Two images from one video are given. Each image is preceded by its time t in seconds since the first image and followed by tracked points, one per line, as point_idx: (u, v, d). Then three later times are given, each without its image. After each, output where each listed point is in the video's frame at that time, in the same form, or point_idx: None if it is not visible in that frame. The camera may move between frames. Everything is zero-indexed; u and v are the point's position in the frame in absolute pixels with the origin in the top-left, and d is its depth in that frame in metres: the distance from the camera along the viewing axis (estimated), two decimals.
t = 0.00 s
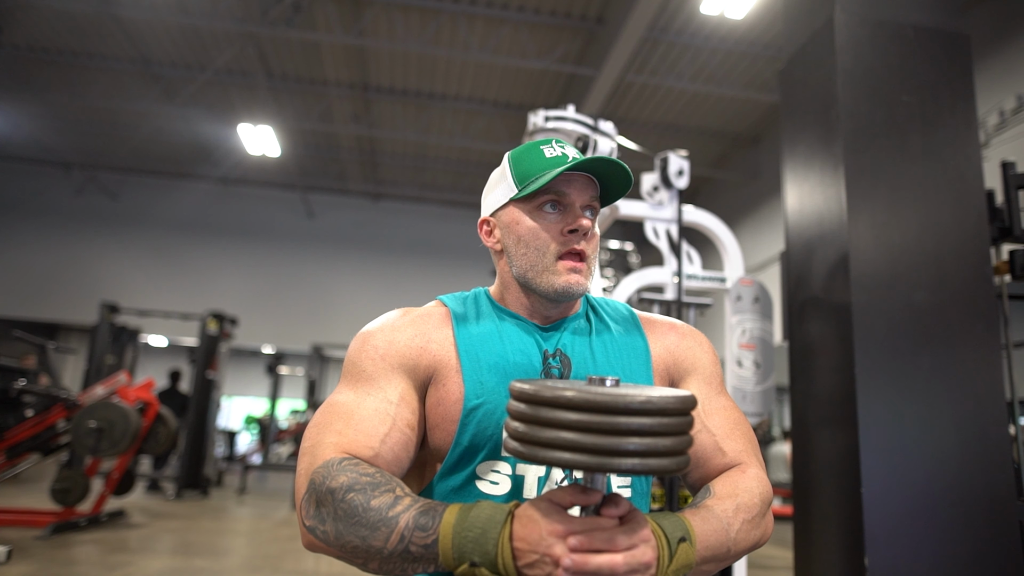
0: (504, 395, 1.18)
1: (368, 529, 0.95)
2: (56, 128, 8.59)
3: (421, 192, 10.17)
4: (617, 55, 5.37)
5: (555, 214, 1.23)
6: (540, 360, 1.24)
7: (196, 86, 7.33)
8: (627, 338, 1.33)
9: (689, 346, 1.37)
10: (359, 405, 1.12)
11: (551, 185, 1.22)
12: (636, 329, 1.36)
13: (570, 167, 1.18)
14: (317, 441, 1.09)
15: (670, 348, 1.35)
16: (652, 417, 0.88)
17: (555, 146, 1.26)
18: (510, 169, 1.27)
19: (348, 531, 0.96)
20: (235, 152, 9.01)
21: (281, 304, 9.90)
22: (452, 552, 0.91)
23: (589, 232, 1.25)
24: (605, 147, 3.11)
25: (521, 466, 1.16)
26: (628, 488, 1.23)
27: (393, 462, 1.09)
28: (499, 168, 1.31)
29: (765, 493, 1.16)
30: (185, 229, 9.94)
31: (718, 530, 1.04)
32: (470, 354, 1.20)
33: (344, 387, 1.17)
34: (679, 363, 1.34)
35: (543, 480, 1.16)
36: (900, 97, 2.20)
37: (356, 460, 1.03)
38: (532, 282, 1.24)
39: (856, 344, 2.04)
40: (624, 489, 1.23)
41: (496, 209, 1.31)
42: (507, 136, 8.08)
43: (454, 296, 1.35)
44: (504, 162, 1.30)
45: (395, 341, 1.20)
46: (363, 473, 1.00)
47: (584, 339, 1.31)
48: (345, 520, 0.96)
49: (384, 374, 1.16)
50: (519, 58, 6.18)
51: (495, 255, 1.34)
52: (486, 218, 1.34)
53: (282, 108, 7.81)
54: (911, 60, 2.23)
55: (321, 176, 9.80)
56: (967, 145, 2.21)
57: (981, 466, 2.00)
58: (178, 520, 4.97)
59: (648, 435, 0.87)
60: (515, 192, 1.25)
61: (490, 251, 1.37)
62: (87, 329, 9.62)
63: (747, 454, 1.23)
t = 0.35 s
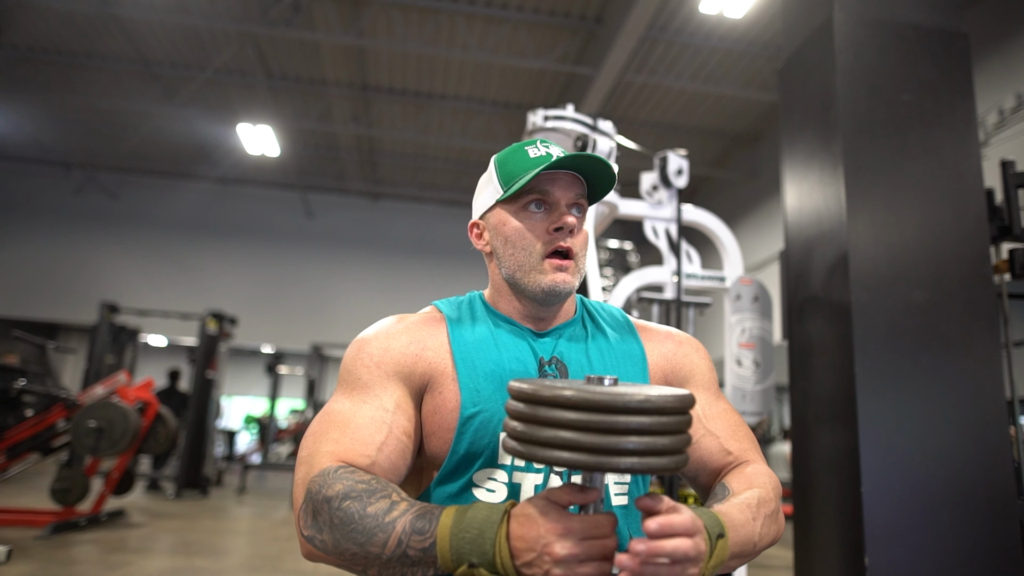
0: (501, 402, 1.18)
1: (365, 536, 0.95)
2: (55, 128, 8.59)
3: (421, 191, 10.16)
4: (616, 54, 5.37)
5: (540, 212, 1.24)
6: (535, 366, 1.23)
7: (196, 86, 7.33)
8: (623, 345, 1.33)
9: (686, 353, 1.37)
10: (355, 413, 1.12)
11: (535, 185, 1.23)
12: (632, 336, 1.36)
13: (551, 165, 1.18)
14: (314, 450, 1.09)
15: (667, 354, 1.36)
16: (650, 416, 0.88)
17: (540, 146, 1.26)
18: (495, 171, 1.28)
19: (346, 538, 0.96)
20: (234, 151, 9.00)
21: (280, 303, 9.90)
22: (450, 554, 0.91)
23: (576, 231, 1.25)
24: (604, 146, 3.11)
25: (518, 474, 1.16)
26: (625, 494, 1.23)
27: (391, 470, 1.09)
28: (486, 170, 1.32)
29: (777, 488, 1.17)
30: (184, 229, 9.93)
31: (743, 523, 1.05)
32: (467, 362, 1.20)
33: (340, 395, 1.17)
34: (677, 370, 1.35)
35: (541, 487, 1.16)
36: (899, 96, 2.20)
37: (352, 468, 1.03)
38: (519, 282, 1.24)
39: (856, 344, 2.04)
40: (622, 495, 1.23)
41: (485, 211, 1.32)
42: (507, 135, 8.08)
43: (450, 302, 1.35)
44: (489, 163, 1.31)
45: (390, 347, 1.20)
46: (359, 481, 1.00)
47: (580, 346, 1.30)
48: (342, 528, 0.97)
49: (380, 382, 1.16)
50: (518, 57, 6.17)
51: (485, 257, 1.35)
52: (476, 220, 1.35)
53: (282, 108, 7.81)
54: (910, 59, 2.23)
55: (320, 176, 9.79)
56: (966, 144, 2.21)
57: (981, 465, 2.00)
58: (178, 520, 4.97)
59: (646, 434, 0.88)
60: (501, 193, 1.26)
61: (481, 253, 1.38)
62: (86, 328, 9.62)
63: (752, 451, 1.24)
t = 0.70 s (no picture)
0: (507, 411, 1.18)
1: (366, 544, 0.95)
2: (57, 130, 8.61)
3: (422, 192, 10.17)
4: (617, 55, 5.37)
5: (561, 210, 1.23)
6: (541, 373, 1.23)
7: (196, 88, 7.34)
8: (627, 348, 1.33)
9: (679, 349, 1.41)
10: (356, 421, 1.12)
11: (556, 183, 1.22)
12: (636, 338, 1.36)
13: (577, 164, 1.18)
14: (313, 458, 1.09)
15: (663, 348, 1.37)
16: (653, 417, 0.88)
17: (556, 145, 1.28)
18: (511, 168, 1.27)
19: (346, 547, 0.96)
20: (235, 153, 9.02)
21: (281, 305, 9.91)
22: (453, 558, 0.91)
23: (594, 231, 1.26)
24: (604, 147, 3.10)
25: (526, 484, 1.16)
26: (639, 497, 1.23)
27: (392, 479, 1.09)
28: (499, 166, 1.31)
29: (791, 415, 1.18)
30: (186, 231, 9.96)
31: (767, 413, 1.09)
32: (471, 369, 1.20)
33: (341, 402, 1.17)
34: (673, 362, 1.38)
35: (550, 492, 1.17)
36: (900, 96, 2.20)
37: (351, 476, 1.03)
38: (537, 282, 1.23)
39: (857, 343, 2.03)
40: (635, 498, 1.23)
41: (497, 209, 1.30)
42: (507, 135, 8.08)
43: (454, 305, 1.34)
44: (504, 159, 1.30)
45: (392, 354, 1.20)
46: (358, 489, 1.00)
47: (583, 350, 1.31)
48: (342, 537, 0.97)
49: (382, 390, 1.16)
50: (518, 58, 6.17)
51: (494, 254, 1.33)
52: (485, 218, 1.33)
53: (282, 109, 7.82)
54: (911, 59, 2.23)
55: (321, 177, 9.81)
56: (967, 143, 2.20)
57: (984, 465, 2.00)
58: (180, 521, 4.98)
59: (649, 436, 0.87)
60: (519, 190, 1.24)
61: (488, 250, 1.36)
62: (88, 330, 9.65)
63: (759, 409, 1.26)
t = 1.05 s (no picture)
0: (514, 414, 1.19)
1: (372, 546, 0.95)
2: (62, 132, 8.63)
3: (425, 194, 10.19)
4: (621, 56, 5.37)
5: (596, 223, 1.24)
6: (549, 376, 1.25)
7: (202, 90, 7.35)
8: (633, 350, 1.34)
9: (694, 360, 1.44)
10: (362, 423, 1.12)
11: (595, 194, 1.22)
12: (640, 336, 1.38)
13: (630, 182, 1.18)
14: (320, 460, 1.09)
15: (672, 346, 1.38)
16: (658, 419, 0.88)
17: (600, 155, 1.27)
18: (552, 169, 1.26)
19: (352, 549, 0.96)
20: (240, 155, 9.02)
21: (286, 307, 9.91)
22: (458, 559, 0.90)
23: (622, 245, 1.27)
24: (609, 148, 3.10)
25: (532, 488, 1.17)
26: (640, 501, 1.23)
27: (398, 481, 1.09)
28: (536, 164, 1.29)
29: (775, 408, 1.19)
30: (191, 233, 9.97)
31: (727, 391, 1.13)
32: (479, 373, 1.21)
33: (348, 404, 1.17)
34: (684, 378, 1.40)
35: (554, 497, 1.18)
36: (905, 97, 2.20)
37: (357, 477, 1.03)
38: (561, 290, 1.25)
39: (862, 344, 2.03)
40: (637, 502, 1.23)
41: (527, 206, 1.29)
42: (511, 137, 8.08)
43: (462, 306, 1.35)
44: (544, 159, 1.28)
45: (399, 355, 1.20)
46: (364, 490, 1.00)
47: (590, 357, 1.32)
48: (348, 539, 0.96)
49: (389, 392, 1.15)
50: (523, 59, 6.18)
51: (515, 252, 1.32)
52: (513, 213, 1.31)
53: (287, 112, 7.83)
54: (916, 60, 2.23)
55: (325, 179, 9.82)
56: (972, 144, 2.20)
57: (989, 466, 1.99)
58: (184, 522, 4.99)
59: (655, 438, 0.88)
60: (556, 195, 1.23)
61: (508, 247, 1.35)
62: (93, 332, 9.67)
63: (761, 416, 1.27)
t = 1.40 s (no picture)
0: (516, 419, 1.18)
1: (372, 541, 0.95)
2: (60, 132, 8.62)
3: (424, 194, 10.19)
4: (620, 56, 5.37)
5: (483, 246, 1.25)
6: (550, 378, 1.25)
7: (200, 90, 7.34)
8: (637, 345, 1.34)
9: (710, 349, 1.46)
10: (367, 419, 1.12)
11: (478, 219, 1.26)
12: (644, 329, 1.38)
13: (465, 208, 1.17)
14: (324, 453, 1.09)
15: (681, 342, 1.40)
16: (659, 419, 0.89)
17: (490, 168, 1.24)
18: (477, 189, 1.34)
19: (353, 544, 0.96)
20: (238, 155, 9.01)
21: (284, 307, 9.90)
22: (458, 557, 0.91)
23: (511, 262, 1.21)
24: (608, 148, 3.10)
25: (534, 490, 1.16)
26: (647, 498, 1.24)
27: (400, 478, 1.09)
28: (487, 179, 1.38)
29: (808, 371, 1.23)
30: (189, 233, 9.96)
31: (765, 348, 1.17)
32: (483, 376, 1.20)
33: (353, 398, 1.17)
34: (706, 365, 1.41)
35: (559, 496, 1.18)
36: (903, 97, 2.20)
37: (360, 473, 1.03)
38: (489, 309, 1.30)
39: (861, 344, 2.03)
40: (644, 504, 1.24)
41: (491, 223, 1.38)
42: (510, 137, 8.08)
43: (470, 303, 1.34)
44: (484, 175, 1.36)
45: (406, 352, 1.20)
46: (367, 485, 1.00)
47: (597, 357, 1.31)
48: (349, 533, 0.96)
49: (394, 390, 1.16)
50: (521, 59, 6.17)
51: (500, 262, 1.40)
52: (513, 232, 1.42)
53: (285, 112, 7.82)
54: (914, 59, 2.23)
55: (323, 178, 9.82)
56: (970, 143, 2.21)
57: (987, 465, 2.00)
58: (183, 523, 4.99)
59: (655, 438, 0.88)
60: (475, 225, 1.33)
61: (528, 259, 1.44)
62: (91, 332, 9.66)
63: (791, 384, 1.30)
